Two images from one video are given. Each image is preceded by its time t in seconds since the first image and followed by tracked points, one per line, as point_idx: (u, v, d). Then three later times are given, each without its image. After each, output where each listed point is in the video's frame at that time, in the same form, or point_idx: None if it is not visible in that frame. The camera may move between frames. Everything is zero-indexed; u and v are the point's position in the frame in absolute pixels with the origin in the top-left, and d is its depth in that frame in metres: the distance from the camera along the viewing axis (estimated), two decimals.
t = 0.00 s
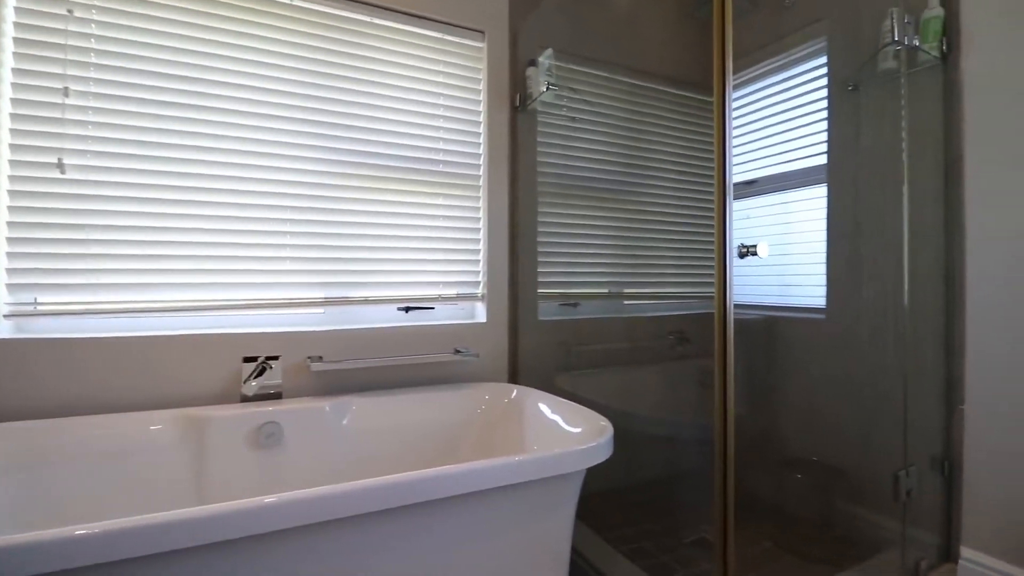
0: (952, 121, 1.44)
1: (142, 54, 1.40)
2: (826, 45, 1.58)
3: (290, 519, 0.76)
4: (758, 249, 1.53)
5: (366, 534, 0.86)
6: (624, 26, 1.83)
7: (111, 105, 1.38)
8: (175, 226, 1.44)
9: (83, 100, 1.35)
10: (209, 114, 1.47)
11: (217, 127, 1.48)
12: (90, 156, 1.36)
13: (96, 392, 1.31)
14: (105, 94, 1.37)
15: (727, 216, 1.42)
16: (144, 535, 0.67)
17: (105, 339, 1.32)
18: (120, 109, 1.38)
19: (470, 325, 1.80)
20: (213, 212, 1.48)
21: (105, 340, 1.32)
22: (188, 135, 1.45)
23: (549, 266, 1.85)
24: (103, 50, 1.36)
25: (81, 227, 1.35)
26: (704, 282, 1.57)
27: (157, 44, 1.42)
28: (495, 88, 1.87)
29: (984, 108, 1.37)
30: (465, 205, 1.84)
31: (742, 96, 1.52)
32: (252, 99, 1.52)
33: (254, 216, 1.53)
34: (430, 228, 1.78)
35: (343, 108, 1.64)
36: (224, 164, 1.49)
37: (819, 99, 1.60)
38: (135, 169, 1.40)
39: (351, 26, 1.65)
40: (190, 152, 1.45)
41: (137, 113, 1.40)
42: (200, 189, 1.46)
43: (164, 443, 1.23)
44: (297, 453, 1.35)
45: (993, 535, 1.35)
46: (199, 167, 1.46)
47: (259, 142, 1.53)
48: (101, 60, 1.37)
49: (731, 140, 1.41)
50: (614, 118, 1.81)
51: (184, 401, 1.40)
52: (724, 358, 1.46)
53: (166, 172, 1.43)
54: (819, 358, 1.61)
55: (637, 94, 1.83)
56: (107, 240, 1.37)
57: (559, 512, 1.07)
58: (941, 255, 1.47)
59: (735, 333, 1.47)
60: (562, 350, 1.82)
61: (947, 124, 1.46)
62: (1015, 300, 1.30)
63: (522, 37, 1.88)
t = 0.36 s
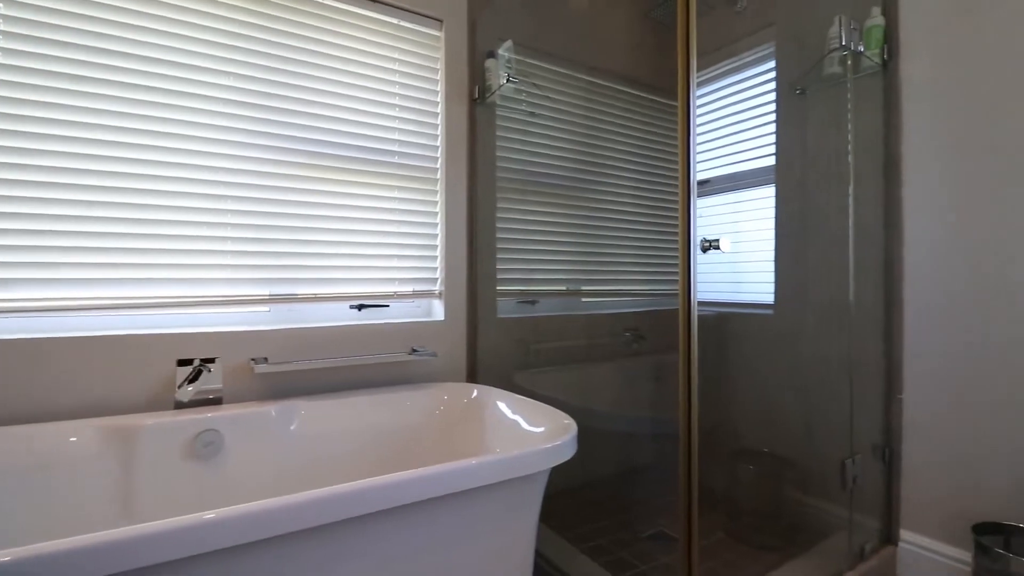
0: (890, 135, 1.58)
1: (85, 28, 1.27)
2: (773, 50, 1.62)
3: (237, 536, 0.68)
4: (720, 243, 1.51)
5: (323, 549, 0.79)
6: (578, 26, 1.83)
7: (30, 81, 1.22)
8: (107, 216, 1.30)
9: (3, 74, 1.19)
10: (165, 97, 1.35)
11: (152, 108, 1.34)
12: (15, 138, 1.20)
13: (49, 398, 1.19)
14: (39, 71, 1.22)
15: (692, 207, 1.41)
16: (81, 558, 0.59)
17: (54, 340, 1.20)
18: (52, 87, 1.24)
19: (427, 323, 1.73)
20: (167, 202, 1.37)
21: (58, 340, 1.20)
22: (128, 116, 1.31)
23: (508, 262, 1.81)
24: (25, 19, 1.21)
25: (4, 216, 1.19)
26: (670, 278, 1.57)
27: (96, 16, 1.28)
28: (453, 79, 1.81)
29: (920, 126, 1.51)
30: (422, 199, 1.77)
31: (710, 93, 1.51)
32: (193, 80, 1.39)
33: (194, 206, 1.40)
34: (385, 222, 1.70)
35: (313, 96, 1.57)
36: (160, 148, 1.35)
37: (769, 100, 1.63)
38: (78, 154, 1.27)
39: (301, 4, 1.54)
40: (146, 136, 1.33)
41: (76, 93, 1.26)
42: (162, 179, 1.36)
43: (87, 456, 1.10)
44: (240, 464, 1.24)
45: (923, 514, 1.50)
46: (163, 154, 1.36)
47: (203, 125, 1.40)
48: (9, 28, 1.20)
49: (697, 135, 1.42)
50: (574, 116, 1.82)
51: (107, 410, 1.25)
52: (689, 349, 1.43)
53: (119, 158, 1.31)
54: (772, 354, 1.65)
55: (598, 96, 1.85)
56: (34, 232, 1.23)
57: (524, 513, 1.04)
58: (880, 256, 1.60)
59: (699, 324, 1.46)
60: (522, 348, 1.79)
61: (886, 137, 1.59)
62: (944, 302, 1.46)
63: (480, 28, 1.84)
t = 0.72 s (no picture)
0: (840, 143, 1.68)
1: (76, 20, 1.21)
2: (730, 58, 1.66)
3: (188, 565, 0.62)
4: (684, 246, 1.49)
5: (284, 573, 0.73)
6: (540, 28, 1.82)
7: None
8: (83, 216, 1.23)
9: None
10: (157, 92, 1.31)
11: (108, 99, 1.25)
12: None
13: (41, 405, 1.14)
14: (31, 64, 1.16)
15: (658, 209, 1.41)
16: (112, 570, 0.57)
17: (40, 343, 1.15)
18: (38, 78, 1.17)
19: (387, 326, 1.67)
20: (160, 201, 1.32)
21: (46, 345, 1.15)
22: (112, 112, 1.25)
23: (470, 263, 1.78)
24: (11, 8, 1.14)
25: None
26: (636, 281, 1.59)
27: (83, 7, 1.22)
28: (414, 74, 1.75)
29: (866, 136, 1.62)
30: (381, 197, 1.71)
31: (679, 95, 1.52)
32: (129, 64, 1.27)
33: (132, 201, 1.28)
34: (342, 222, 1.63)
35: (285, 92, 1.51)
36: (93, 138, 1.23)
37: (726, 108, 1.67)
38: (67, 151, 1.20)
39: None
40: (137, 134, 1.28)
41: (67, 87, 1.20)
42: (158, 177, 1.32)
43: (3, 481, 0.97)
44: (184, 481, 1.16)
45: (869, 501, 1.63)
46: (158, 153, 1.31)
47: (168, 120, 1.32)
48: None
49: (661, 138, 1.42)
50: (535, 116, 1.83)
51: (26, 427, 1.13)
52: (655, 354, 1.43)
53: (102, 154, 1.24)
54: (731, 352, 1.69)
55: (560, 99, 1.86)
56: (14, 232, 1.16)
57: (492, 521, 1.02)
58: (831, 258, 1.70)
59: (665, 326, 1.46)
60: (483, 350, 1.76)
61: (834, 147, 1.69)
62: (890, 302, 1.57)
63: (442, 22, 1.79)
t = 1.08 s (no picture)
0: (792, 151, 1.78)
1: (98, 22, 1.21)
2: (694, 63, 1.65)
3: None
4: (649, 248, 1.49)
5: None
6: (504, 27, 1.82)
7: None
8: (32, 212, 1.15)
9: None
10: (168, 95, 1.31)
11: (36, 84, 1.15)
12: None
13: None
14: (52, 64, 1.16)
15: (624, 211, 1.42)
16: None
17: (63, 343, 1.16)
18: None
19: (346, 328, 1.60)
20: (169, 203, 1.33)
21: None
22: (126, 113, 1.25)
23: (433, 264, 1.74)
24: (37, 8, 1.14)
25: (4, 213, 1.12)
26: (601, 281, 1.60)
27: (102, 8, 1.22)
28: (375, 67, 1.68)
29: (815, 145, 1.72)
30: (340, 195, 1.64)
31: (641, 99, 1.49)
32: (59, 47, 1.17)
33: (65, 196, 1.19)
34: (298, 220, 1.55)
35: (237, 82, 1.43)
36: (17, 126, 1.13)
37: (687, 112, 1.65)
38: (22, 144, 1.13)
39: None
40: (151, 136, 1.29)
41: (23, 76, 1.13)
42: (167, 179, 1.32)
43: None
44: (123, 498, 1.07)
45: (820, 492, 1.71)
46: (172, 155, 1.33)
47: (106, 109, 1.23)
48: None
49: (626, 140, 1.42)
50: (499, 115, 1.81)
51: None
52: (620, 358, 1.43)
53: (112, 155, 1.24)
54: (691, 349, 1.68)
55: (523, 99, 1.86)
56: None
57: (457, 529, 1.00)
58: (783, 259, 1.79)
59: (631, 330, 1.45)
60: (446, 351, 1.73)
61: (786, 150, 1.79)
62: (838, 302, 1.67)
63: (404, 17, 1.74)
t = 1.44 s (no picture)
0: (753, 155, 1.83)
1: (112, 24, 1.23)
2: (660, 66, 1.68)
3: None
4: (618, 248, 1.49)
5: None
6: (471, 25, 1.81)
7: None
8: None
9: None
10: (170, 95, 1.32)
11: None
12: None
13: None
14: (69, 64, 1.17)
15: (593, 211, 1.43)
16: None
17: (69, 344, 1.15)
18: None
19: (308, 330, 1.54)
20: (171, 202, 1.34)
21: None
22: (133, 113, 1.26)
23: (398, 263, 1.70)
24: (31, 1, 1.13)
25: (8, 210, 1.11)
26: (570, 281, 1.60)
27: None
28: (339, 60, 1.62)
29: (774, 149, 1.78)
30: (301, 191, 1.57)
31: (608, 101, 1.49)
32: None
33: None
34: (257, 216, 1.49)
35: (191, 70, 1.35)
36: None
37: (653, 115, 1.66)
38: None
39: None
40: (153, 135, 1.29)
41: None
42: (157, 177, 1.31)
43: None
44: (62, 513, 0.99)
45: (780, 486, 1.77)
46: (175, 154, 1.33)
47: (45, 95, 1.15)
48: None
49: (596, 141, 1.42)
50: (466, 113, 1.80)
51: None
52: (591, 358, 1.43)
53: (114, 153, 1.24)
54: (663, 350, 1.67)
55: (491, 97, 1.85)
56: None
57: (425, 535, 0.97)
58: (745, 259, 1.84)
59: (602, 331, 1.46)
60: (412, 352, 1.70)
61: (747, 154, 1.84)
62: (795, 300, 1.73)
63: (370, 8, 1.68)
